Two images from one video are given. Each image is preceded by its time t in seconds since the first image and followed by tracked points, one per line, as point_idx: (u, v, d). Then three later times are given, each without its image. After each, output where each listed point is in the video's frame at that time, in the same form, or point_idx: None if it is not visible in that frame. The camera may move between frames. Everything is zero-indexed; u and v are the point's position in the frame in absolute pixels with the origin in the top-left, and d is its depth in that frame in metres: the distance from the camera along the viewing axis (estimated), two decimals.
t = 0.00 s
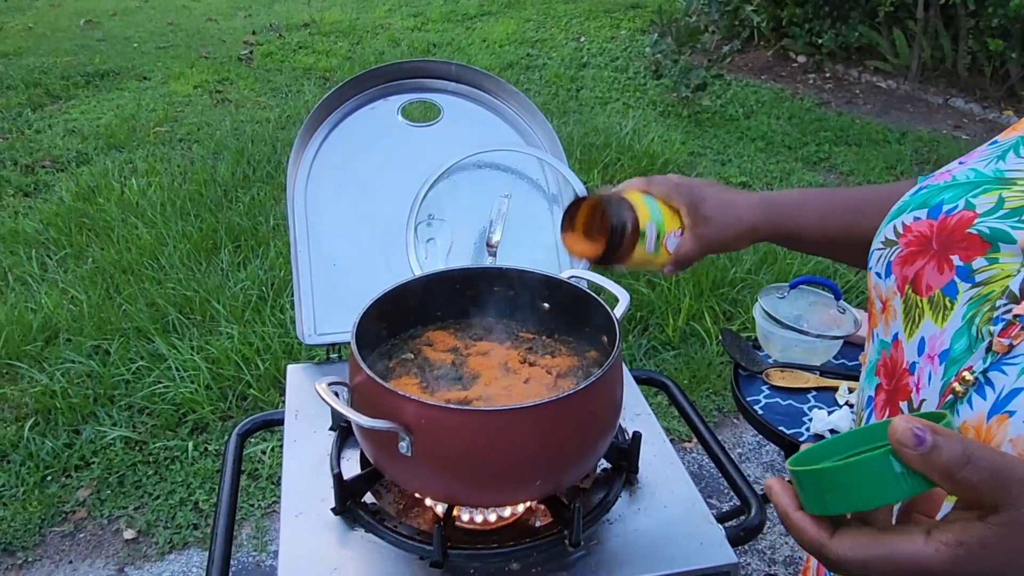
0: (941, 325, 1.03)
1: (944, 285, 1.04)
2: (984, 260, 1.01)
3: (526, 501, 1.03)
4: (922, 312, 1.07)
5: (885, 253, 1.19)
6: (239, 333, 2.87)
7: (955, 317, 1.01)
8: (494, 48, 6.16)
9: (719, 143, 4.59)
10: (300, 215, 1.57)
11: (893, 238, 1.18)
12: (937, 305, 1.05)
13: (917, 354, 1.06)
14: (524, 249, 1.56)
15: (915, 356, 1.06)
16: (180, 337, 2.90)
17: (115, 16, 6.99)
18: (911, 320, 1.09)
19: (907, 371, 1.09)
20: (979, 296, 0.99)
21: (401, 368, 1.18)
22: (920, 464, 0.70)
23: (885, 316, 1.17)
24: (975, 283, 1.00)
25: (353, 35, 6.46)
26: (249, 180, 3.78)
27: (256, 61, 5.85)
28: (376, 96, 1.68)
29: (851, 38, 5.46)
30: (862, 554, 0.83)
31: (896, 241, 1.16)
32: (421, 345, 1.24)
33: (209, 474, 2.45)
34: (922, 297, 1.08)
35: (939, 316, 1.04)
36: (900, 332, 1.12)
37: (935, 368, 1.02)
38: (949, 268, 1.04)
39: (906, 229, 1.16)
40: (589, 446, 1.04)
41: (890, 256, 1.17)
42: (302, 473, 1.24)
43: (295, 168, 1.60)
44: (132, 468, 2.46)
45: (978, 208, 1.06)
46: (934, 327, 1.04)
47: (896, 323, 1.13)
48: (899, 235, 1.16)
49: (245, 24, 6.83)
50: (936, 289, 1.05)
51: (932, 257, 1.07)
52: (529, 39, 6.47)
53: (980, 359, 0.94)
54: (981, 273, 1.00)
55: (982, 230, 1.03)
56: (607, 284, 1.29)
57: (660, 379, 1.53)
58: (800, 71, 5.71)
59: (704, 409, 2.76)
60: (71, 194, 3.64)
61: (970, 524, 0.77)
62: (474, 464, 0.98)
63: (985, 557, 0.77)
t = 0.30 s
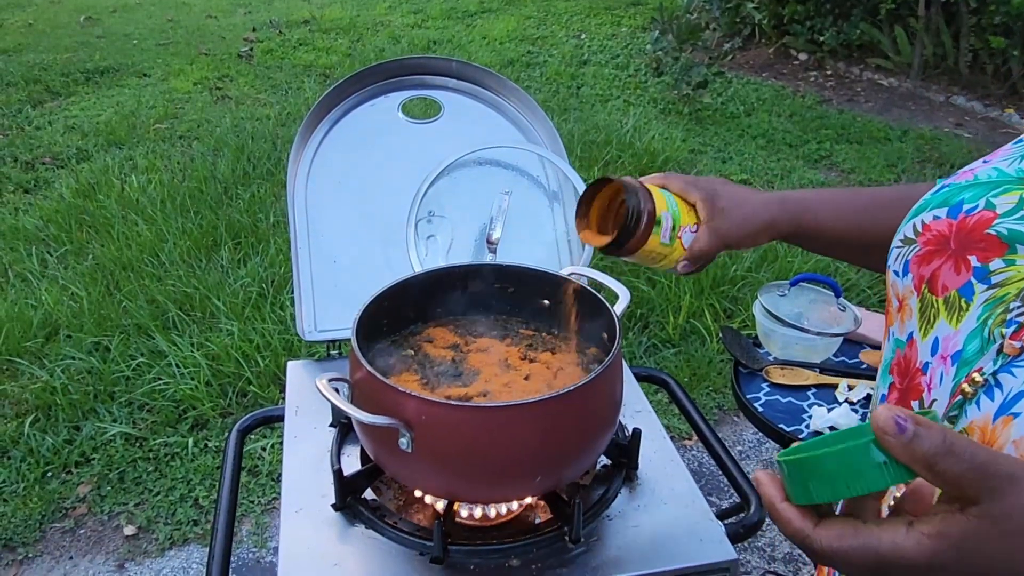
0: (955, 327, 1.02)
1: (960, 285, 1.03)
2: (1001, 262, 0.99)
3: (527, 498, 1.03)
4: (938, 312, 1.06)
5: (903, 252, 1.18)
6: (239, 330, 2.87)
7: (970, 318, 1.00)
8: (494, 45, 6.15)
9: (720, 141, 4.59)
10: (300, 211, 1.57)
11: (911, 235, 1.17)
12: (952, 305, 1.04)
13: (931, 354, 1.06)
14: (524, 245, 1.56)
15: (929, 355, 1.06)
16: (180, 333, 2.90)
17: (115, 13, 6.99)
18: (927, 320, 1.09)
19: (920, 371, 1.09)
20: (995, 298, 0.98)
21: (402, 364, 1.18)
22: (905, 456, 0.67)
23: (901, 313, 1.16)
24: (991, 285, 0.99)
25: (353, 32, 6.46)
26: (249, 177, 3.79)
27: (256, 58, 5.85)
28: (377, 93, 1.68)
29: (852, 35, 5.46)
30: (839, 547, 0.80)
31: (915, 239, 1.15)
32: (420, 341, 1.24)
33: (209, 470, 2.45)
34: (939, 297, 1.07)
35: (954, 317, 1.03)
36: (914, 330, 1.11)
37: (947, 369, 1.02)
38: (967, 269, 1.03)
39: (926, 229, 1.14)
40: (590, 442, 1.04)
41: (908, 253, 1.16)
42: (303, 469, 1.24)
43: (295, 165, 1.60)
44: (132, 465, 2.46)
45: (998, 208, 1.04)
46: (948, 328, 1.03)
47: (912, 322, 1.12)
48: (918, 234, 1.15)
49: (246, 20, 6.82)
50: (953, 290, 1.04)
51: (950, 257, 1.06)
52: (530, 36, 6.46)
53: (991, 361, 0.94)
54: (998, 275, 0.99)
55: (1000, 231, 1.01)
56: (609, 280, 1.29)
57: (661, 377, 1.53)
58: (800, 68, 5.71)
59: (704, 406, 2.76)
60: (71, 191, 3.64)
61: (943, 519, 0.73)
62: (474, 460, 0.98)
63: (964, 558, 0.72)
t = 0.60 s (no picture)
0: (977, 334, 0.97)
1: (978, 292, 0.97)
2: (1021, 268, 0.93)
3: (528, 494, 1.03)
4: (958, 318, 1.00)
5: (923, 255, 1.10)
6: (239, 327, 2.87)
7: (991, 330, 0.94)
8: (494, 42, 6.15)
9: (720, 138, 4.59)
10: (299, 208, 1.57)
11: (932, 236, 1.09)
12: (973, 313, 0.98)
13: (952, 359, 1.01)
14: (524, 243, 1.56)
15: (950, 360, 1.01)
16: (180, 330, 2.90)
17: (115, 10, 6.98)
18: (947, 324, 1.03)
19: (942, 375, 1.03)
20: (1015, 306, 0.93)
21: (402, 361, 1.19)
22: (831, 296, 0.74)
23: (919, 316, 1.09)
24: (1010, 293, 0.93)
25: (353, 29, 6.45)
26: (249, 173, 3.78)
27: (256, 55, 5.84)
28: (376, 90, 1.69)
29: (853, 33, 5.46)
30: (751, 393, 0.66)
31: (935, 241, 1.08)
32: (420, 338, 1.24)
33: (208, 467, 2.45)
34: (959, 303, 1.00)
35: (975, 324, 0.97)
36: (934, 333, 1.05)
37: (967, 376, 0.97)
38: (984, 274, 0.97)
39: (945, 231, 1.07)
40: (590, 439, 1.04)
41: (927, 256, 1.09)
42: (302, 465, 1.24)
43: (294, 162, 1.60)
44: (131, 461, 2.47)
45: (1018, 210, 0.97)
46: (970, 335, 0.98)
47: (932, 325, 1.06)
48: (938, 237, 1.07)
49: (246, 17, 6.82)
50: (972, 296, 0.98)
51: (967, 261, 0.99)
52: (530, 33, 6.46)
53: (1002, 369, 0.91)
54: (1015, 282, 0.93)
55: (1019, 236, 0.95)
56: (608, 279, 1.28)
57: (662, 375, 1.53)
58: (801, 66, 5.70)
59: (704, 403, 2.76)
60: (71, 188, 3.64)
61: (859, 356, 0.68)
62: (470, 456, 0.98)
63: (891, 398, 0.65)
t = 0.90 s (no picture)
0: (986, 314, 0.94)
1: (990, 276, 0.94)
2: None
3: (529, 494, 1.03)
4: (970, 301, 0.97)
5: (950, 240, 1.09)
6: (240, 324, 2.87)
7: (996, 314, 0.92)
8: (495, 40, 6.14)
9: (722, 136, 4.58)
10: (299, 206, 1.57)
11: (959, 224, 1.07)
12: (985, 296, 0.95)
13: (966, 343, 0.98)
14: (526, 241, 1.56)
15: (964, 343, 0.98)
16: (181, 327, 2.90)
17: (116, 6, 6.98)
18: (961, 308, 1.00)
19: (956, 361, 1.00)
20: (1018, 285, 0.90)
21: (403, 360, 1.18)
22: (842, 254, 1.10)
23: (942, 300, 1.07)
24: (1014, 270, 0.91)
25: (355, 26, 6.44)
26: (250, 170, 3.78)
27: (257, 52, 5.83)
28: (377, 87, 1.69)
29: (855, 31, 5.45)
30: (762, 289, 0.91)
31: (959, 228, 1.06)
32: (423, 336, 1.24)
33: (210, 465, 2.45)
34: (973, 287, 0.98)
35: (985, 305, 0.94)
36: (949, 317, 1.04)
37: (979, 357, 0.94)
38: (998, 258, 0.94)
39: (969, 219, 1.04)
40: (589, 440, 1.03)
41: (952, 242, 1.07)
42: (303, 464, 1.23)
43: (295, 160, 1.60)
44: (132, 459, 2.46)
45: None
46: (980, 316, 0.95)
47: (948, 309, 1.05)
48: (961, 223, 1.05)
49: (247, 14, 6.81)
50: (985, 280, 0.95)
51: (984, 246, 0.97)
52: (531, 31, 6.44)
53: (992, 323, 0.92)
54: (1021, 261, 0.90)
55: None
56: (609, 275, 1.28)
57: (666, 374, 1.53)
58: (803, 64, 5.69)
59: (705, 401, 2.75)
60: (72, 184, 3.64)
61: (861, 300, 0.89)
62: (471, 455, 0.97)
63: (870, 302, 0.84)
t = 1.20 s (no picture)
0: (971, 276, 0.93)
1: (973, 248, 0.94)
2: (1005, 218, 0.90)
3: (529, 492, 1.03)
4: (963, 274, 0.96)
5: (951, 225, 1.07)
6: (241, 320, 2.87)
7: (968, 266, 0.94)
8: (497, 36, 6.12)
9: (723, 133, 4.58)
10: (300, 202, 1.57)
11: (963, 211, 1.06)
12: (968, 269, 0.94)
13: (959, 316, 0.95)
14: (528, 238, 1.55)
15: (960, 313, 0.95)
16: (182, 323, 2.90)
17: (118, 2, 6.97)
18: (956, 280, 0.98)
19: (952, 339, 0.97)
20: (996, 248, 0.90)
21: (404, 358, 1.18)
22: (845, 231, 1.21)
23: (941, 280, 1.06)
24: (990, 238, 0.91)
25: (356, 22, 6.43)
26: (251, 167, 3.78)
27: (258, 48, 5.83)
28: (379, 84, 1.69)
29: (857, 28, 5.43)
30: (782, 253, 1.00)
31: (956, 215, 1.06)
32: (424, 334, 1.24)
33: (211, 460, 2.45)
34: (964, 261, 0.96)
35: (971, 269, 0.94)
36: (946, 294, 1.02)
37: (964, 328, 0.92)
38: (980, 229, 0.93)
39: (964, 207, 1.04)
40: (587, 438, 1.03)
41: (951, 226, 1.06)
42: (304, 461, 1.24)
43: (297, 157, 1.60)
44: (133, 455, 2.47)
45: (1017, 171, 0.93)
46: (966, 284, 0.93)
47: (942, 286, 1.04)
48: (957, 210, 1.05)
49: (249, 10, 6.80)
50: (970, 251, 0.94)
51: (971, 222, 0.96)
52: (533, 27, 6.43)
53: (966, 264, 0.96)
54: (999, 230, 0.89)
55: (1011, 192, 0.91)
56: (609, 274, 1.28)
57: (667, 371, 1.53)
58: (805, 61, 5.68)
59: (706, 398, 2.75)
60: (74, 180, 3.64)
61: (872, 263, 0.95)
62: (471, 452, 0.97)
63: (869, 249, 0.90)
